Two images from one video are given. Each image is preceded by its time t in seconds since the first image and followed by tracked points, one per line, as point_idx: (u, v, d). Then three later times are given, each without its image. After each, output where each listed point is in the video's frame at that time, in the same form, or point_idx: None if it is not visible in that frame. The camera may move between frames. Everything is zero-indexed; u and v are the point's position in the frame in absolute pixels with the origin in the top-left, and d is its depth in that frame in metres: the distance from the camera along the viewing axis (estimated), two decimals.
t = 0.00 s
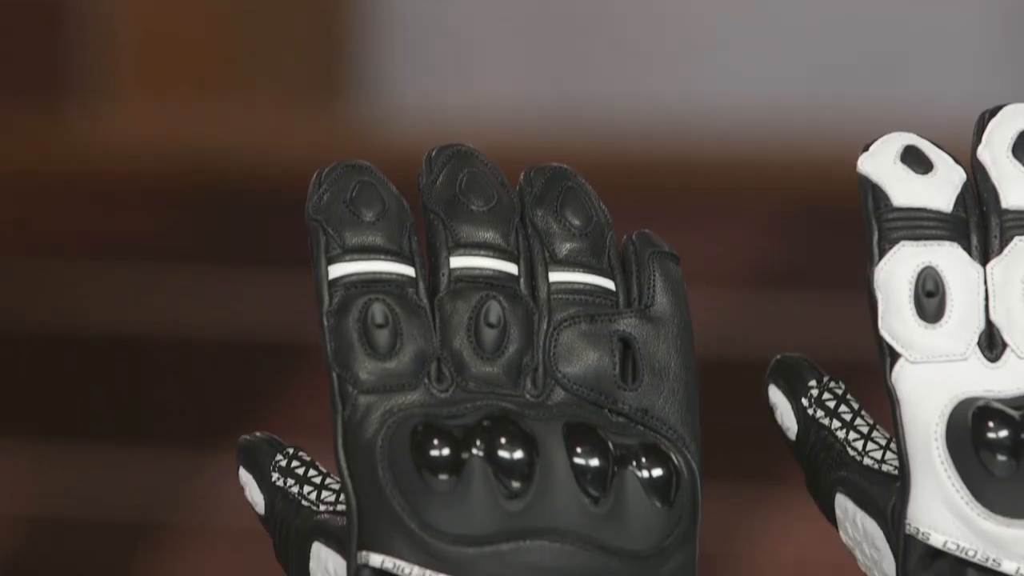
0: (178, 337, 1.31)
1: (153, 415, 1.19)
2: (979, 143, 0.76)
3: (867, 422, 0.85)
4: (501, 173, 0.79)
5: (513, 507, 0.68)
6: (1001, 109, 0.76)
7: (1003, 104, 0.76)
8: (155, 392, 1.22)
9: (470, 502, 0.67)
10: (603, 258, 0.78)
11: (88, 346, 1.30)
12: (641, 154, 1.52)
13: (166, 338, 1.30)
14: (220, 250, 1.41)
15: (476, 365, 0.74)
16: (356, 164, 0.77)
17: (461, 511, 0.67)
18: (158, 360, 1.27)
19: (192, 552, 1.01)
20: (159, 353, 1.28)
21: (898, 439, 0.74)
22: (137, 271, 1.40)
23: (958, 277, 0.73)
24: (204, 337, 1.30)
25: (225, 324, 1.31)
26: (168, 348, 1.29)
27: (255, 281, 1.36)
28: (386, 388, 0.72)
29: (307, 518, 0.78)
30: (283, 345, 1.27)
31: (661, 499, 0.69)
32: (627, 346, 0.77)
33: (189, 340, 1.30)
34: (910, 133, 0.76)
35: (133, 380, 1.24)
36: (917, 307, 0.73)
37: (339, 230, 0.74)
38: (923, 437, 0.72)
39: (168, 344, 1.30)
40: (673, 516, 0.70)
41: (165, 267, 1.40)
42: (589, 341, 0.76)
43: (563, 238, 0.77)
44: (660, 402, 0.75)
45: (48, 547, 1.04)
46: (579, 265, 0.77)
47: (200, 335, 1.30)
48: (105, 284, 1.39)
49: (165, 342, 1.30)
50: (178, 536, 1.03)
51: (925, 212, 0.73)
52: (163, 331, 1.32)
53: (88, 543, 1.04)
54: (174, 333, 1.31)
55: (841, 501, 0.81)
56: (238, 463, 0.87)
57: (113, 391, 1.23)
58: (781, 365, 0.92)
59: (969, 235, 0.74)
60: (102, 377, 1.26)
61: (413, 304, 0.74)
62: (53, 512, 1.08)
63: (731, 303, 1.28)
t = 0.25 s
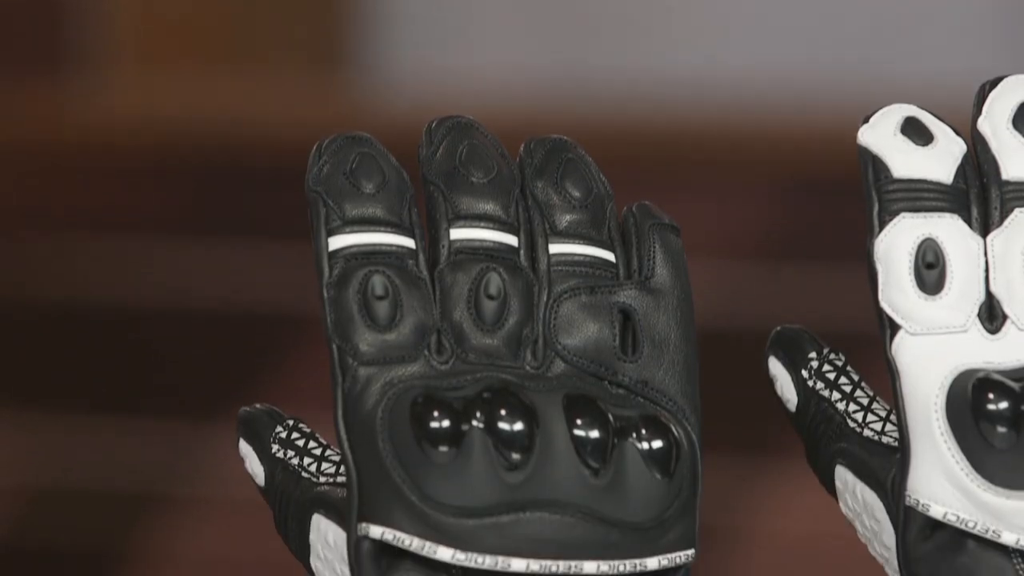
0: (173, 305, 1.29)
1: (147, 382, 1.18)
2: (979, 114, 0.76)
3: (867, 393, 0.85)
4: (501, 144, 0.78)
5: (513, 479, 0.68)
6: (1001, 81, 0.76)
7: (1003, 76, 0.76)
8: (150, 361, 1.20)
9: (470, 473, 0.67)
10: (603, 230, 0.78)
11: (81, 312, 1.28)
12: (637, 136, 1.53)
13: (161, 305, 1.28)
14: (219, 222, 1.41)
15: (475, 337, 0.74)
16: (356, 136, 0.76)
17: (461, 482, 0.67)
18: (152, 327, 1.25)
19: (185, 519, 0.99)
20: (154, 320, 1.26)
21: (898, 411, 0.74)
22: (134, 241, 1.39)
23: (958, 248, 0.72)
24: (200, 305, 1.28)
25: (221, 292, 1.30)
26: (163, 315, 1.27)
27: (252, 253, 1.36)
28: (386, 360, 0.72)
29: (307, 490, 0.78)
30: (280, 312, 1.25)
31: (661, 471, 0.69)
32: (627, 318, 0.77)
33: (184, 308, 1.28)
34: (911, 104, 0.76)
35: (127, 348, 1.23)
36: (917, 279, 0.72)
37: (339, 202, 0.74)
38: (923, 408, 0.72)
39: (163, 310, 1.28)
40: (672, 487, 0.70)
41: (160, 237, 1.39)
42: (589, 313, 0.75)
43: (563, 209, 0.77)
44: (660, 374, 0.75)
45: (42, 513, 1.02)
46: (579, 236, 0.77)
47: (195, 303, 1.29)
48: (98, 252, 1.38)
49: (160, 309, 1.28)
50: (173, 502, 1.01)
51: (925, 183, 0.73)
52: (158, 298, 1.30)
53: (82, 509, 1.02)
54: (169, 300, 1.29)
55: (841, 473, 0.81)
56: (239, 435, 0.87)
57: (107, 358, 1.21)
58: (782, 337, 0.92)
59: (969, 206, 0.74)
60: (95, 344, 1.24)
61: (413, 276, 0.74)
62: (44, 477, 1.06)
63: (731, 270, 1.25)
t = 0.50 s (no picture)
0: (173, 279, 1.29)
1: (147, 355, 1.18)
2: (980, 87, 0.75)
3: (867, 366, 0.85)
4: (501, 117, 0.78)
5: (513, 452, 0.68)
6: (1001, 54, 0.76)
7: (1003, 48, 0.76)
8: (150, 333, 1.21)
9: (470, 445, 0.67)
10: (604, 203, 0.77)
11: (81, 287, 1.28)
12: (631, 110, 1.52)
13: (160, 281, 1.28)
14: (218, 197, 1.40)
15: (476, 310, 0.73)
16: (356, 109, 0.76)
17: (461, 455, 0.67)
18: (152, 302, 1.25)
19: (186, 492, 0.99)
20: (155, 294, 1.26)
21: (898, 384, 0.74)
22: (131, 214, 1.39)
23: (958, 221, 0.72)
24: (201, 280, 1.28)
25: (218, 267, 1.30)
26: (165, 289, 1.27)
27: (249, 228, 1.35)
28: (386, 333, 0.72)
29: (307, 463, 0.78)
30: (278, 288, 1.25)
31: (661, 444, 0.69)
32: (627, 291, 0.76)
33: (184, 283, 1.28)
34: (911, 77, 0.76)
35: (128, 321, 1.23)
36: (917, 252, 0.72)
37: (339, 175, 0.74)
38: (923, 381, 0.72)
39: (163, 285, 1.28)
40: (672, 461, 0.70)
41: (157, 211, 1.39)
42: (589, 286, 0.75)
43: (563, 182, 0.77)
44: (660, 347, 0.75)
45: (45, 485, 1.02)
46: (579, 209, 0.76)
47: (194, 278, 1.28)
48: (96, 225, 1.38)
49: (161, 283, 1.28)
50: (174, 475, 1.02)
51: (925, 156, 0.73)
52: (158, 273, 1.30)
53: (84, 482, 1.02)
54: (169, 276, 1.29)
55: (841, 446, 0.81)
56: (239, 408, 0.87)
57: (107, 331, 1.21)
58: (782, 310, 0.92)
59: (969, 179, 0.74)
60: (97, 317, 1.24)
61: (413, 249, 0.73)
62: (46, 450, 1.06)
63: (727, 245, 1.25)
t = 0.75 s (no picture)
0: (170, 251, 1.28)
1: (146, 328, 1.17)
2: (980, 62, 0.75)
3: (867, 340, 0.85)
4: (501, 91, 0.77)
5: (514, 426, 0.68)
6: (1002, 28, 0.75)
7: (1004, 23, 0.76)
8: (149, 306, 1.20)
9: (470, 419, 0.67)
10: (604, 177, 0.77)
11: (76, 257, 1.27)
12: (628, 83, 1.51)
13: (158, 253, 1.28)
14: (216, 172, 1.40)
15: (476, 285, 0.73)
16: (356, 82, 0.75)
17: (461, 428, 0.67)
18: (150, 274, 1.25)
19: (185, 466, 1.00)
20: (154, 266, 1.26)
21: (899, 358, 0.74)
22: (128, 188, 1.38)
23: (958, 196, 0.72)
24: (198, 253, 1.28)
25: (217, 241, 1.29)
26: (163, 261, 1.26)
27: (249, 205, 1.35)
28: (386, 307, 0.72)
29: (308, 437, 0.78)
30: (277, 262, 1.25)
31: (661, 418, 0.69)
32: (627, 265, 0.76)
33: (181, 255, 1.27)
34: (911, 51, 0.75)
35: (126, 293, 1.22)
36: (918, 226, 0.72)
37: (339, 149, 0.73)
38: (923, 356, 0.72)
39: (161, 257, 1.27)
40: (672, 435, 0.70)
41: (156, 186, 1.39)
42: (589, 260, 0.75)
43: (563, 156, 0.76)
44: (660, 321, 0.75)
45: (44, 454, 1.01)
46: (579, 183, 0.76)
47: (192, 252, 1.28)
48: (92, 199, 1.37)
49: (159, 255, 1.27)
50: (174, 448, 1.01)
51: (926, 131, 0.73)
52: (155, 244, 1.29)
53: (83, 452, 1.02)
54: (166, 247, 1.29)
55: (841, 420, 0.81)
56: (238, 382, 0.87)
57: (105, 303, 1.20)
58: (782, 284, 0.92)
59: (969, 154, 0.73)
60: (94, 288, 1.23)
61: (413, 223, 0.73)
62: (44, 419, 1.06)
63: (726, 219, 1.24)
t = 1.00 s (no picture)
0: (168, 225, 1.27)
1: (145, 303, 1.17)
2: (980, 36, 0.75)
3: (867, 314, 0.85)
4: (501, 65, 0.77)
5: (514, 400, 0.67)
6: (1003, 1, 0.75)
7: None
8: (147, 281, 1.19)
9: (470, 394, 0.67)
10: (604, 151, 0.76)
11: (74, 231, 1.26)
12: (627, 58, 1.50)
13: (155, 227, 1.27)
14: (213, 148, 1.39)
15: (476, 259, 0.73)
16: (356, 57, 0.74)
17: (462, 403, 0.67)
18: (148, 250, 1.24)
19: (185, 441, 0.99)
20: (151, 241, 1.25)
21: (899, 333, 0.73)
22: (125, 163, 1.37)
23: (958, 170, 0.72)
24: (197, 227, 1.27)
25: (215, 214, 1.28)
26: (160, 236, 1.26)
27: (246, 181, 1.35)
28: (386, 282, 0.71)
29: (308, 412, 0.78)
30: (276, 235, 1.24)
31: (661, 392, 0.69)
32: (627, 240, 0.76)
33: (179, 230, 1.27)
34: (912, 25, 0.75)
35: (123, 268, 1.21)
36: (917, 201, 0.72)
37: (339, 124, 0.73)
38: (923, 330, 0.71)
39: (159, 231, 1.26)
40: (673, 409, 0.70)
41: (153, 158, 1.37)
42: (589, 235, 0.75)
43: (564, 131, 0.76)
44: (660, 295, 0.75)
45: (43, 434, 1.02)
46: (579, 158, 0.75)
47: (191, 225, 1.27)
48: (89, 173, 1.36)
49: (156, 229, 1.27)
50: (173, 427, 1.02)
51: (926, 106, 0.72)
52: (153, 219, 1.28)
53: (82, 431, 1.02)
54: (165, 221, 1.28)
55: (841, 395, 0.81)
56: (238, 356, 0.87)
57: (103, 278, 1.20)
58: (782, 259, 0.92)
59: (970, 128, 0.73)
60: (91, 263, 1.22)
61: (413, 198, 0.73)
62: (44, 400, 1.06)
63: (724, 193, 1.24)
